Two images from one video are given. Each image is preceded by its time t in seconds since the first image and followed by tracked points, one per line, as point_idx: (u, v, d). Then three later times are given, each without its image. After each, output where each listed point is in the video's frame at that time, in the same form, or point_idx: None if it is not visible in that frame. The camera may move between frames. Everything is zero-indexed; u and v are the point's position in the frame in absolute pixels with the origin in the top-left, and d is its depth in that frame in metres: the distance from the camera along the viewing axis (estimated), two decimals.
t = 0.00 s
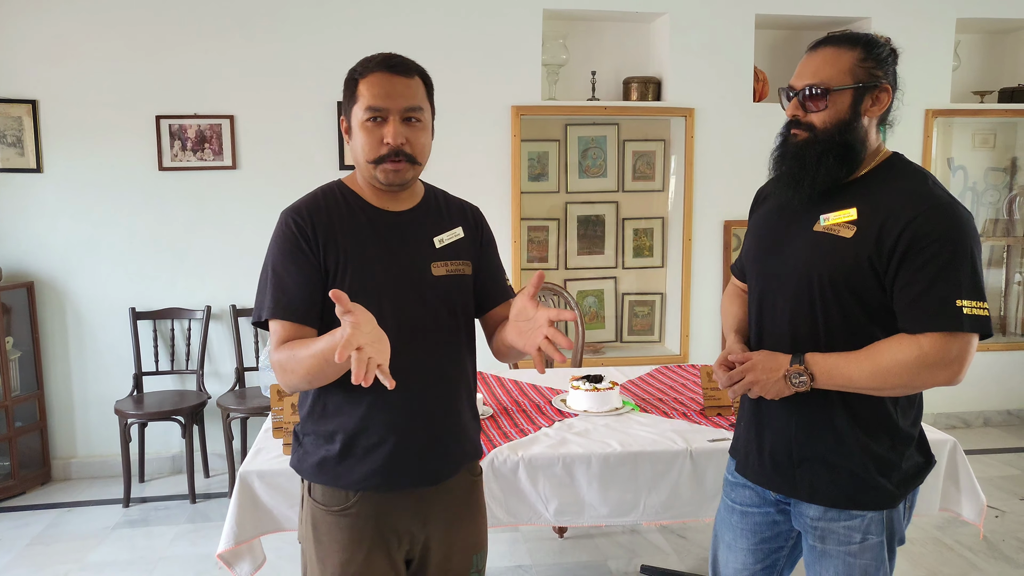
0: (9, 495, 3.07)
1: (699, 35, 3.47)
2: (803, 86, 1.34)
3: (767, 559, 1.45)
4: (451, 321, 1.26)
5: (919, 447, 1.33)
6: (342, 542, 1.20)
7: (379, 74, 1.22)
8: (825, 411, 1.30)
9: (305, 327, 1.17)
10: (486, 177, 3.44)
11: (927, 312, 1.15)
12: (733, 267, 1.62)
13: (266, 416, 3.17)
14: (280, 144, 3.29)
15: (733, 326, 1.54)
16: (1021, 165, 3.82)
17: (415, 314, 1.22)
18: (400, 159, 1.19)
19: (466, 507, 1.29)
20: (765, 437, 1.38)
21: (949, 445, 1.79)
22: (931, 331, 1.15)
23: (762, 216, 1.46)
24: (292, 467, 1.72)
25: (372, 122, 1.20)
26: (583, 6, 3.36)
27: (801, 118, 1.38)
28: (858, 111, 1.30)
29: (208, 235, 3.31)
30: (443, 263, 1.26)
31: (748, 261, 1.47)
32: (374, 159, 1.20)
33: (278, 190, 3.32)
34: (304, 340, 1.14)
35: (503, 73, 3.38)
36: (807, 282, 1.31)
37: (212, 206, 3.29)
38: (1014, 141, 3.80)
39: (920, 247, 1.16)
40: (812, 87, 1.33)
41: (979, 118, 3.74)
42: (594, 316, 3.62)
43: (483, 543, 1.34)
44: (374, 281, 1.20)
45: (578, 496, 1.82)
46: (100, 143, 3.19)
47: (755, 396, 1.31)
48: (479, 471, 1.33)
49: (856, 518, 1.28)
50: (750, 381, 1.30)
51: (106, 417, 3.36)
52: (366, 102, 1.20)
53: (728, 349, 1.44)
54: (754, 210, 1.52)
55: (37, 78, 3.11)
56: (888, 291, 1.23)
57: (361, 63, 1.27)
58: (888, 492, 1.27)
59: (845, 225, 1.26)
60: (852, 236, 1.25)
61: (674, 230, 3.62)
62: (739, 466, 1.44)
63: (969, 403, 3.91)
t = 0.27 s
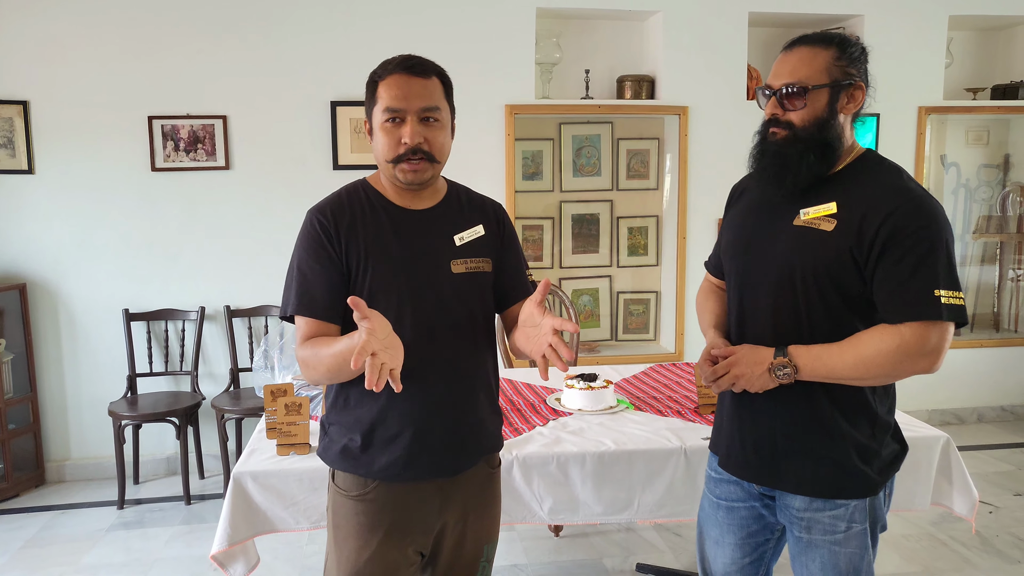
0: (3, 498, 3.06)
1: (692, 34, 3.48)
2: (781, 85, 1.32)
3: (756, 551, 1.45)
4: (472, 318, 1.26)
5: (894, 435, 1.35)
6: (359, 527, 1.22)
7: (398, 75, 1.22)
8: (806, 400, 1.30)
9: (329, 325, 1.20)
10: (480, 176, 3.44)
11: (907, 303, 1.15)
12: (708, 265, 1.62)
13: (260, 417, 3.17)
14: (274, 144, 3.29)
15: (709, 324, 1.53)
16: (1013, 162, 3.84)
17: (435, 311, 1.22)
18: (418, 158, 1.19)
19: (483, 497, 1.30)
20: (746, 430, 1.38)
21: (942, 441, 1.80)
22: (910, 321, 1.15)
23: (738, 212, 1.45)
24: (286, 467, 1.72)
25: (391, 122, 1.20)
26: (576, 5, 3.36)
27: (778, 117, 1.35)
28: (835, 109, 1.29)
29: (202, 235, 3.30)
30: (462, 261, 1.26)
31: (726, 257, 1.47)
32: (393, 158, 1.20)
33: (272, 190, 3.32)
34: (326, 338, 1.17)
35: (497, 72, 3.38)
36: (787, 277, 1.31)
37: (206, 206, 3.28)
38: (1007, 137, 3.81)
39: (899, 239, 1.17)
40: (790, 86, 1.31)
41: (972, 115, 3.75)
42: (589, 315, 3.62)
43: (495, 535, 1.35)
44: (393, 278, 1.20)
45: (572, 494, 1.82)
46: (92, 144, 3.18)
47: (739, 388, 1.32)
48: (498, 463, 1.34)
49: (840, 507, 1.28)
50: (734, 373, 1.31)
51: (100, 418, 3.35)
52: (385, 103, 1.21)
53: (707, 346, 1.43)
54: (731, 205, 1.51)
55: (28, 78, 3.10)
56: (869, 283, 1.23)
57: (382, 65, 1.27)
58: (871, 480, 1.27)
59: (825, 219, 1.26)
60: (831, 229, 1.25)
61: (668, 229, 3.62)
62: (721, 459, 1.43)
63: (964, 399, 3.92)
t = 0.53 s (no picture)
0: (4, 496, 3.07)
1: (692, 34, 3.47)
2: (760, 86, 1.32)
3: (744, 544, 1.44)
4: (486, 316, 1.27)
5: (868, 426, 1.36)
6: (369, 514, 1.24)
7: (420, 77, 1.22)
8: (788, 391, 1.29)
9: (349, 320, 1.21)
10: (480, 176, 3.44)
11: (888, 296, 1.17)
12: (681, 262, 1.60)
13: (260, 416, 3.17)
14: (274, 144, 3.29)
15: (683, 321, 1.51)
16: (1015, 162, 3.83)
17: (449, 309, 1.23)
18: (439, 160, 1.19)
19: (492, 490, 1.32)
20: (729, 424, 1.36)
21: (941, 442, 1.80)
22: (892, 314, 1.17)
23: (716, 209, 1.44)
24: (284, 467, 1.72)
25: (411, 124, 1.20)
26: (576, 5, 3.36)
27: (759, 116, 1.33)
28: (812, 109, 1.30)
29: (202, 235, 3.30)
30: (477, 260, 1.26)
31: (704, 253, 1.45)
32: (413, 159, 1.20)
33: (272, 189, 3.32)
34: (349, 334, 1.18)
35: (497, 72, 3.38)
36: (769, 273, 1.30)
37: (206, 206, 3.29)
38: (1008, 137, 3.80)
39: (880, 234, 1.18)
40: (768, 87, 1.30)
41: (973, 115, 3.74)
42: (589, 314, 3.62)
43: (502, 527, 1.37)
44: (409, 275, 1.21)
45: (571, 494, 1.82)
46: (93, 144, 3.18)
47: (723, 382, 1.28)
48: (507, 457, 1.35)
49: (823, 499, 1.28)
50: (719, 367, 1.28)
51: (100, 417, 3.36)
52: (407, 104, 1.20)
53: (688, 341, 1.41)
54: (706, 204, 1.50)
55: (28, 78, 3.11)
56: (849, 277, 1.24)
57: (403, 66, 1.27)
58: (851, 470, 1.27)
59: (806, 214, 1.26)
60: (813, 225, 1.24)
61: (668, 228, 3.62)
62: (703, 453, 1.41)
63: (964, 400, 3.92)
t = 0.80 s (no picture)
0: (7, 495, 3.08)
1: (694, 33, 3.47)
2: (742, 87, 1.31)
3: (738, 537, 1.43)
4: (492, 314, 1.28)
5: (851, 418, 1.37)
6: (375, 505, 1.24)
7: (438, 78, 1.24)
8: (779, 386, 1.29)
9: (358, 312, 1.23)
10: (482, 175, 3.44)
11: (874, 289, 1.18)
12: (660, 262, 1.58)
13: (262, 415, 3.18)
14: (276, 143, 3.29)
15: (668, 321, 1.48)
16: (1020, 160, 3.81)
17: (456, 306, 1.25)
18: (453, 159, 1.21)
19: (497, 484, 1.31)
20: (720, 421, 1.35)
21: (944, 441, 1.79)
22: (878, 305, 1.17)
23: (698, 209, 1.42)
24: (286, 466, 1.72)
25: (428, 123, 1.22)
26: (578, 4, 3.36)
27: (743, 116, 1.32)
28: (794, 109, 1.29)
29: (205, 235, 3.31)
30: (485, 260, 1.27)
31: (687, 253, 1.44)
32: (428, 157, 1.22)
33: (274, 189, 3.33)
34: (360, 328, 1.20)
35: (499, 71, 3.38)
36: (756, 272, 1.29)
37: (209, 206, 3.30)
38: (1013, 136, 3.78)
39: (865, 229, 1.19)
40: (752, 87, 1.29)
41: (977, 114, 3.72)
42: (591, 314, 3.61)
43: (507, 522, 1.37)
44: (419, 271, 1.23)
45: (574, 494, 1.81)
46: (96, 144, 3.19)
47: (716, 379, 1.28)
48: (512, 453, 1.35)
49: (816, 491, 1.27)
50: (713, 364, 1.27)
51: (103, 417, 3.37)
52: (425, 103, 1.22)
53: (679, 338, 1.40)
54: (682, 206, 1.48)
55: (33, 79, 3.12)
56: (834, 273, 1.24)
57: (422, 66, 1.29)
58: (840, 460, 1.27)
59: (791, 212, 1.26)
60: (799, 222, 1.24)
61: (670, 228, 3.61)
62: (692, 451, 1.40)
63: (969, 400, 3.90)
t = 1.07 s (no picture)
0: (11, 497, 3.09)
1: (694, 32, 3.47)
2: (738, 86, 1.32)
3: (734, 532, 1.43)
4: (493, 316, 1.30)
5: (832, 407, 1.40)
6: (371, 497, 1.27)
7: (450, 81, 1.25)
8: (775, 381, 1.30)
9: (361, 309, 1.25)
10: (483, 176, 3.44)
11: (867, 283, 1.22)
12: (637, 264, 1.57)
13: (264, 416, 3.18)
14: (277, 144, 3.30)
15: (656, 327, 1.47)
16: (1020, 159, 3.81)
17: (460, 307, 1.26)
18: (465, 161, 1.22)
19: (493, 481, 1.32)
20: (712, 419, 1.35)
21: (947, 440, 1.78)
22: (870, 300, 1.22)
23: (682, 212, 1.42)
24: (289, 467, 1.72)
25: (441, 124, 1.22)
26: (578, 4, 3.36)
27: (738, 115, 1.34)
28: (783, 109, 1.33)
29: (207, 236, 3.32)
30: (490, 262, 1.28)
31: (673, 255, 1.43)
32: (440, 158, 1.22)
33: (275, 190, 3.33)
34: (364, 325, 1.23)
35: (499, 71, 3.38)
36: (750, 272, 1.31)
37: (210, 207, 3.30)
38: (1014, 134, 3.78)
39: (855, 226, 1.24)
40: (748, 86, 1.31)
41: (978, 112, 3.72)
42: (592, 314, 3.61)
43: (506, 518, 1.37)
44: (423, 271, 1.25)
45: (576, 494, 1.81)
46: (97, 146, 3.20)
47: (722, 379, 1.26)
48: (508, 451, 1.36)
49: (816, 481, 1.28)
50: (718, 366, 1.26)
51: (106, 418, 3.37)
52: (437, 105, 1.23)
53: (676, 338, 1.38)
54: (661, 211, 1.48)
55: (34, 82, 3.13)
56: (826, 271, 1.28)
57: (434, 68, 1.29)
58: (833, 448, 1.29)
59: (783, 212, 1.28)
60: (793, 223, 1.27)
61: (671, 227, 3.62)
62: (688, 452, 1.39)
63: (971, 398, 3.89)
